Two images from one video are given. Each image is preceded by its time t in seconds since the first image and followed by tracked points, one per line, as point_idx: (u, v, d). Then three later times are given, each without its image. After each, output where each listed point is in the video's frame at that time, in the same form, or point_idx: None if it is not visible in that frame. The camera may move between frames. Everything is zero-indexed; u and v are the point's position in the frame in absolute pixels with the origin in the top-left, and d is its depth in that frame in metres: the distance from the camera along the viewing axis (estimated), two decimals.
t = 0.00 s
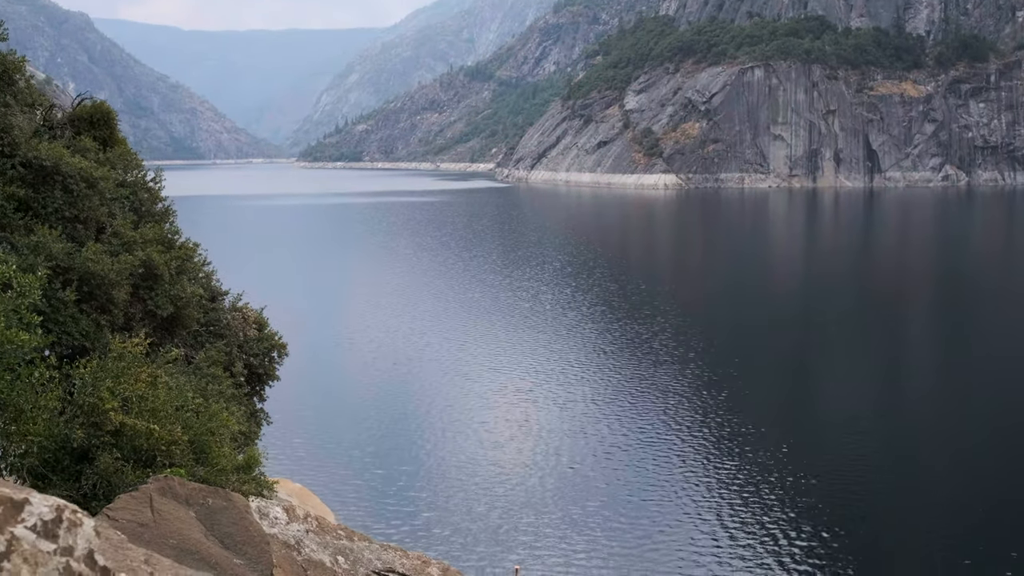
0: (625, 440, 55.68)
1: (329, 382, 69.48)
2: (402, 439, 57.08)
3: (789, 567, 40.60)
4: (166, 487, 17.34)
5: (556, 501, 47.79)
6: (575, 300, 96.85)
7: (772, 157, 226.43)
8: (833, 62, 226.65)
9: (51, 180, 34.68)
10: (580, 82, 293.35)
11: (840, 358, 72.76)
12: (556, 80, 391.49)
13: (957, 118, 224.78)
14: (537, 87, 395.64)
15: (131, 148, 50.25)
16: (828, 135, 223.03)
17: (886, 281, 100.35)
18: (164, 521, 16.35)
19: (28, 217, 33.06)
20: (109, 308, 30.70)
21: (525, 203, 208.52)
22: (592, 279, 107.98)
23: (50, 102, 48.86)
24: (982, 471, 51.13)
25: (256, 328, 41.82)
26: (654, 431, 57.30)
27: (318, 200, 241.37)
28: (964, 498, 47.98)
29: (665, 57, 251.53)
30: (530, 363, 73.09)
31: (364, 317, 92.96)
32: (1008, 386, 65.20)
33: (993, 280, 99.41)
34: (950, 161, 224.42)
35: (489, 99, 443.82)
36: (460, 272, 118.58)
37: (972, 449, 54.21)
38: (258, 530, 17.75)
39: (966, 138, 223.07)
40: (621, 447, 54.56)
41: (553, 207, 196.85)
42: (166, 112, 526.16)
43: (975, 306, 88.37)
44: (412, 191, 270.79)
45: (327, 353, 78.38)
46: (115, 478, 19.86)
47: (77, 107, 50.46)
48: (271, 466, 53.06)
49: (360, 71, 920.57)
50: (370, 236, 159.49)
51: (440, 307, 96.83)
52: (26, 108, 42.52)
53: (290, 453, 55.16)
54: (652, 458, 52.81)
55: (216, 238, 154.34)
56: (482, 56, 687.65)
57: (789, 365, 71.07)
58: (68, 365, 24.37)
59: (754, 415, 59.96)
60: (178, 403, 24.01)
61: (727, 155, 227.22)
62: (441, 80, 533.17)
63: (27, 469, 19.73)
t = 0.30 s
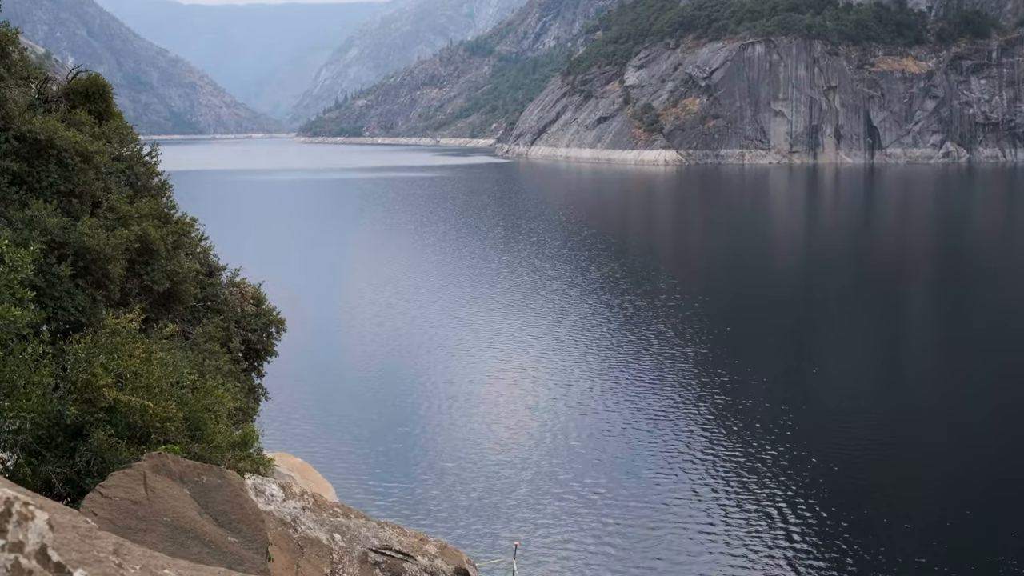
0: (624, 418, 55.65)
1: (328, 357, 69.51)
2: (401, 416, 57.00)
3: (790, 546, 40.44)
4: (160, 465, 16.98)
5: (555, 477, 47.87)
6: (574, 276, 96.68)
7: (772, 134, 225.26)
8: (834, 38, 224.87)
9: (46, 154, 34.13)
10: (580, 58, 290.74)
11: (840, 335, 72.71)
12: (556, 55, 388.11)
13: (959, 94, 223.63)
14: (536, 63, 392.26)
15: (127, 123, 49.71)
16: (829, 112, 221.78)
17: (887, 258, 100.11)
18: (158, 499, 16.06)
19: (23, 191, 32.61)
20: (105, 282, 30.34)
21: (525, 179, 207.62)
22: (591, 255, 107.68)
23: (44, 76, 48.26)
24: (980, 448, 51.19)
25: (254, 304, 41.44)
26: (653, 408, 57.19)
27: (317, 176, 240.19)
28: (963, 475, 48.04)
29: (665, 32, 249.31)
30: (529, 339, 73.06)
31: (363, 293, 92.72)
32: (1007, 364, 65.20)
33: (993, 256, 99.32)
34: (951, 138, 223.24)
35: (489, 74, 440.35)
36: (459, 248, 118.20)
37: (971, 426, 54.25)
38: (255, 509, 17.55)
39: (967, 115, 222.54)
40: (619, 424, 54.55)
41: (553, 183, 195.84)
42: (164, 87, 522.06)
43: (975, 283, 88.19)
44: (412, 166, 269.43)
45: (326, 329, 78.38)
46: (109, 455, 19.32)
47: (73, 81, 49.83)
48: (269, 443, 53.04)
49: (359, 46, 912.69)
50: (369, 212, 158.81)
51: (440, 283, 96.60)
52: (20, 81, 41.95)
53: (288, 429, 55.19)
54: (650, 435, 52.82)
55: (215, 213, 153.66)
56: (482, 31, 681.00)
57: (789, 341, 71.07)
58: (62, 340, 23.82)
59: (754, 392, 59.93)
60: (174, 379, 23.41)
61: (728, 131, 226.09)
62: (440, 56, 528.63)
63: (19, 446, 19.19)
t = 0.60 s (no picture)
0: (624, 404, 55.44)
1: (326, 342, 69.33)
2: (401, 402, 56.81)
3: (792, 535, 40.17)
4: (153, 451, 16.60)
5: (555, 462, 47.77)
6: (574, 262, 96.34)
7: (772, 119, 224.24)
8: (835, 23, 223.82)
9: (40, 137, 33.62)
10: (581, 42, 288.83)
11: (839, 322, 72.28)
12: (556, 40, 385.45)
13: (960, 79, 222.39)
14: (537, 47, 389.66)
15: (123, 105, 49.21)
16: (829, 97, 220.56)
17: (887, 245, 99.52)
18: (152, 486, 15.81)
19: (17, 174, 32.18)
20: (100, 267, 29.99)
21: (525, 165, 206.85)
22: (591, 241, 107.23)
23: (39, 58, 47.68)
24: (980, 438, 50.80)
25: (251, 289, 41.03)
26: (653, 395, 56.94)
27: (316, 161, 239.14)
28: (962, 464, 47.73)
29: (666, 17, 247.83)
30: (529, 325, 72.85)
31: (362, 278, 92.37)
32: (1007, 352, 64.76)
33: (994, 243, 98.62)
34: (952, 124, 222.22)
35: (489, 59, 437.67)
36: (459, 233, 117.74)
37: (969, 415, 53.93)
38: (249, 496, 17.19)
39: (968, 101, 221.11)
40: (619, 410, 54.39)
41: (553, 168, 195.17)
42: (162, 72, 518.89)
43: (974, 270, 87.53)
44: (412, 152, 268.24)
45: (326, 314, 78.11)
46: (103, 441, 18.75)
47: (67, 63, 49.27)
48: (265, 428, 52.79)
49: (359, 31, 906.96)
50: (369, 197, 158.22)
51: (440, 268, 96.23)
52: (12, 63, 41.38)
53: (285, 414, 54.91)
54: (649, 421, 52.68)
55: (214, 199, 153.08)
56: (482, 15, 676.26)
57: (788, 328, 70.69)
58: (54, 325, 23.33)
59: (753, 380, 59.56)
60: (169, 363, 22.83)
61: (728, 116, 225.34)
62: (440, 40, 525.42)
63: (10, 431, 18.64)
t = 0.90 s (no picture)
0: (624, 391, 55.22)
1: (325, 329, 69.14)
2: (400, 388, 56.56)
3: (797, 526, 39.65)
4: (146, 435, 15.68)
5: (555, 449, 47.61)
6: (573, 247, 96.06)
7: (772, 105, 223.19)
8: (835, 10, 224.35)
9: (34, 119, 33.19)
10: (580, 28, 287.42)
11: (838, 310, 71.82)
12: (556, 26, 383.70)
13: (960, 65, 221.52)
14: (537, 33, 387.84)
15: (119, 89, 48.85)
16: (830, 83, 219.55)
17: (887, 232, 98.82)
18: (145, 471, 14.91)
19: (12, 157, 31.84)
20: (96, 251, 29.67)
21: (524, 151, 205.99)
22: (591, 227, 106.99)
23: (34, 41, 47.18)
24: (980, 428, 50.28)
25: (249, 274, 40.62)
26: (653, 382, 56.69)
27: (316, 147, 238.05)
28: (964, 454, 47.28)
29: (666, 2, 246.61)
30: (528, 310, 72.68)
31: (363, 264, 92.12)
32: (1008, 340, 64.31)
33: (995, 230, 98.03)
34: (952, 110, 221.28)
35: (489, 45, 435.67)
36: (460, 219, 117.34)
37: (970, 403, 53.48)
38: (245, 479, 16.12)
39: (969, 86, 220.53)
40: (618, 397, 54.27)
41: (552, 154, 194.58)
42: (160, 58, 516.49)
43: (973, 257, 86.98)
44: (412, 137, 267.13)
45: (326, 300, 77.90)
46: (97, 426, 18.20)
47: (63, 46, 48.76)
48: (262, 414, 52.50)
49: (357, 16, 901.85)
50: (369, 183, 157.61)
51: (440, 254, 95.93)
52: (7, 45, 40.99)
53: (282, 401, 54.60)
54: (649, 409, 52.46)
55: (213, 184, 152.43)
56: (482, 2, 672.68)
57: (788, 316, 70.24)
58: (46, 308, 22.84)
59: (753, 368, 59.16)
60: (164, 348, 22.31)
61: (728, 103, 224.47)
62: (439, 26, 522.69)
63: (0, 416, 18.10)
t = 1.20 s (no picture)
0: (623, 376, 55.09)
1: (324, 313, 68.98)
2: (400, 373, 56.40)
3: (795, 512, 39.56)
4: (142, 419, 15.23)
5: (552, 434, 47.52)
6: (573, 232, 95.78)
7: (773, 89, 221.97)
8: None
9: (30, 101, 32.84)
10: (581, 12, 285.83)
11: (837, 296, 71.53)
12: (556, 10, 381.39)
13: (961, 50, 220.13)
14: (537, 17, 385.49)
15: (116, 71, 48.42)
16: (830, 67, 218.22)
17: (886, 217, 98.31)
18: (141, 455, 14.51)
19: (8, 138, 31.54)
20: (93, 233, 29.34)
21: (523, 135, 205.16)
22: (590, 211, 106.66)
23: (31, 21, 46.71)
24: (978, 414, 50.09)
25: (247, 257, 40.20)
26: (653, 368, 56.49)
27: (315, 131, 237.07)
28: (962, 441, 46.96)
29: None
30: (527, 295, 72.44)
31: (362, 249, 91.87)
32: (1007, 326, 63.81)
33: (995, 216, 97.30)
34: (953, 94, 219.78)
35: (489, 29, 432.95)
36: (460, 203, 116.97)
37: (969, 391, 53.07)
38: (242, 463, 15.57)
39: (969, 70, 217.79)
40: (618, 382, 54.14)
41: (552, 138, 193.86)
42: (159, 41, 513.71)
43: (972, 243, 86.54)
44: (411, 121, 266.03)
45: (324, 284, 77.67)
46: (92, 409, 17.83)
47: (59, 27, 48.28)
48: (260, 399, 52.23)
49: None
50: (368, 167, 157.02)
51: (439, 238, 95.66)
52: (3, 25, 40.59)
53: (280, 385, 54.49)
54: (648, 395, 52.27)
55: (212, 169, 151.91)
56: None
57: (787, 302, 69.77)
58: (41, 291, 22.56)
59: (752, 355, 58.76)
60: (160, 330, 21.97)
61: (728, 87, 223.36)
62: (439, 10, 519.47)
63: None
